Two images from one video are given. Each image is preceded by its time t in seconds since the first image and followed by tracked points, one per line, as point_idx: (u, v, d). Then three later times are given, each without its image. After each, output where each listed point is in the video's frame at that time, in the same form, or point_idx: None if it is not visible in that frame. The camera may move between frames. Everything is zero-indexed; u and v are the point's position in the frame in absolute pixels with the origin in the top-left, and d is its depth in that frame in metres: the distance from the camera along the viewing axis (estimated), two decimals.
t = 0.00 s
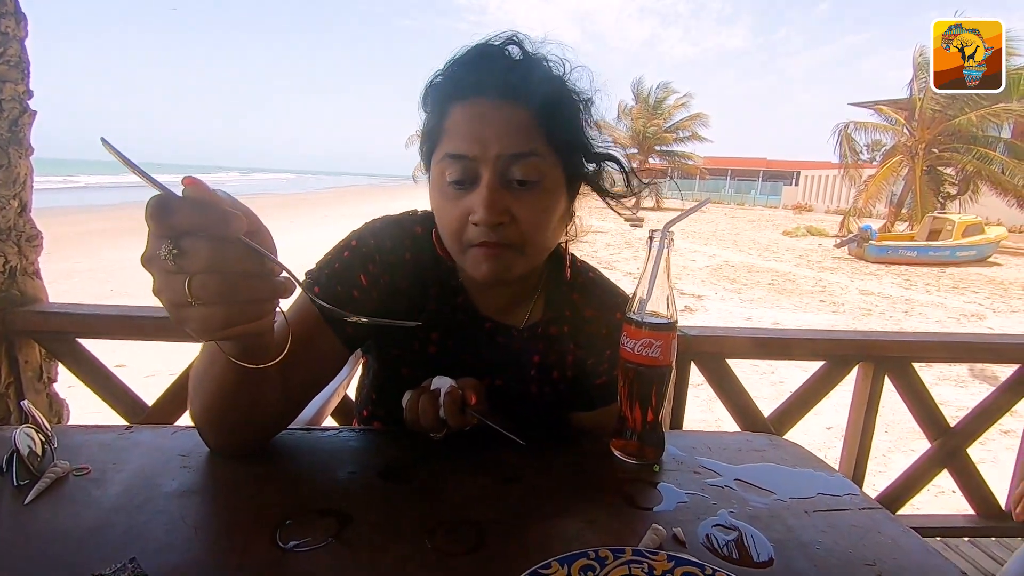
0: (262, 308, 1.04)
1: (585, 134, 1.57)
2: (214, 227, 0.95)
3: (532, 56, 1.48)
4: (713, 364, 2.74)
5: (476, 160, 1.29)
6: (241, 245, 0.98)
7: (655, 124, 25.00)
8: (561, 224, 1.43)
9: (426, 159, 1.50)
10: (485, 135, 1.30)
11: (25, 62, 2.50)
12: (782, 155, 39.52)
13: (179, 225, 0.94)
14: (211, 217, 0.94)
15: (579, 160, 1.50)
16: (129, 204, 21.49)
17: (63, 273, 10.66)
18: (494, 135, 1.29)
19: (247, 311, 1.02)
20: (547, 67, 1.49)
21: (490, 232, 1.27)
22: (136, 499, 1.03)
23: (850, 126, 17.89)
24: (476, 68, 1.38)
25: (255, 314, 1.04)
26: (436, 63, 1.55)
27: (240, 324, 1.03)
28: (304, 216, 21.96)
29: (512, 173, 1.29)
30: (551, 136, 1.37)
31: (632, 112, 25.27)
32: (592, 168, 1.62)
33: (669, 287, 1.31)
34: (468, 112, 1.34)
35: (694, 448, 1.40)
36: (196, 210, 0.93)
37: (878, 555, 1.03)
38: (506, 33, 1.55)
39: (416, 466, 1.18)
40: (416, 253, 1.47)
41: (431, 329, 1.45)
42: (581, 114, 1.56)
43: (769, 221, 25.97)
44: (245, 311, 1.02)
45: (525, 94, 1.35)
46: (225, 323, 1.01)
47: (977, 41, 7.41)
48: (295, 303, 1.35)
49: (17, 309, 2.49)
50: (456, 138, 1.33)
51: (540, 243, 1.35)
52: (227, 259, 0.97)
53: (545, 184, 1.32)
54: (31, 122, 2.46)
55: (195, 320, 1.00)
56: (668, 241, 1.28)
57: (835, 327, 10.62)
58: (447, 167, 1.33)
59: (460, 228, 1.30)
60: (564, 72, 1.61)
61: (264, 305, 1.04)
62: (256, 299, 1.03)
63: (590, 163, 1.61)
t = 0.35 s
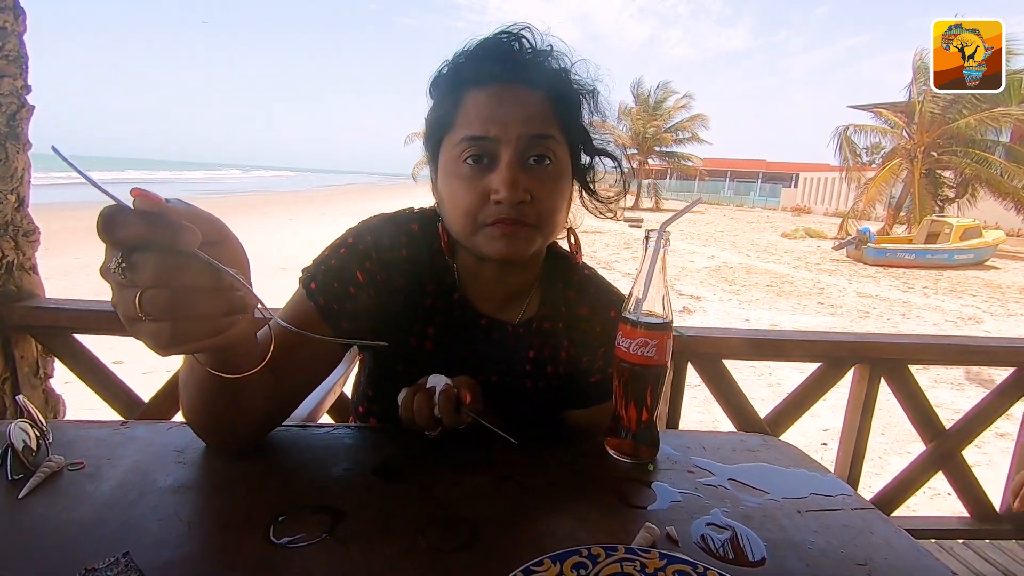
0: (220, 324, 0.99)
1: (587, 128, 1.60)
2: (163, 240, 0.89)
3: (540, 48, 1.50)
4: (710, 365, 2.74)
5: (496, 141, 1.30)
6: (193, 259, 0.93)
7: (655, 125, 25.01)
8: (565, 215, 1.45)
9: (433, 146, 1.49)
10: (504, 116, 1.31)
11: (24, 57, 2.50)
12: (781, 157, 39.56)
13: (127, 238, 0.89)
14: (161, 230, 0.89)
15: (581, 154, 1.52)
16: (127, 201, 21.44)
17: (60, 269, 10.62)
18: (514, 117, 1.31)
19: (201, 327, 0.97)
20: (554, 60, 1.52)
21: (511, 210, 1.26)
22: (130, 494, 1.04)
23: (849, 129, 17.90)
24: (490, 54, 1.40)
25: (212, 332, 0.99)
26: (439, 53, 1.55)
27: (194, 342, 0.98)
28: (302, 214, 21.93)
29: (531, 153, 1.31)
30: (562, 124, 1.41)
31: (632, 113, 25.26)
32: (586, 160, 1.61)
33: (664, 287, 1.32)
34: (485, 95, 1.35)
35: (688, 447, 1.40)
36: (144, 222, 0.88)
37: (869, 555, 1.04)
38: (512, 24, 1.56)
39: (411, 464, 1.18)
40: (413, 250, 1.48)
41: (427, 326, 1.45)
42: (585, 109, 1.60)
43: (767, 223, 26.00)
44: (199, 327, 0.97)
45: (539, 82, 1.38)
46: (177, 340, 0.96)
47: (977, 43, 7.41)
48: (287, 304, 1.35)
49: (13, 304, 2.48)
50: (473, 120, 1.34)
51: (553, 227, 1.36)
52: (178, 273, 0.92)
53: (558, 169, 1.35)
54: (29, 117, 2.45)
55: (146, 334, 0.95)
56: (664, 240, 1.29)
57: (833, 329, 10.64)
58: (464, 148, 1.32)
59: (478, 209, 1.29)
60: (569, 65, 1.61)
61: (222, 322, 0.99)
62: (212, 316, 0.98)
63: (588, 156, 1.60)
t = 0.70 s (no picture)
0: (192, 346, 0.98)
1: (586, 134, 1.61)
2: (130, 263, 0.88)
3: (540, 54, 1.51)
4: (709, 366, 2.75)
5: (493, 144, 1.31)
6: (162, 284, 0.92)
7: (657, 125, 24.97)
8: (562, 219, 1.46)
9: (433, 147, 1.51)
10: (502, 119, 1.32)
11: (29, 58, 2.52)
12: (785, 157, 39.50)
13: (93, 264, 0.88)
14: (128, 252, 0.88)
15: (578, 158, 1.53)
16: (131, 199, 21.51)
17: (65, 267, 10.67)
18: (511, 119, 1.32)
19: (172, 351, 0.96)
20: (554, 66, 1.53)
21: (506, 213, 1.27)
22: (131, 491, 1.05)
23: (853, 129, 17.85)
24: (490, 58, 1.41)
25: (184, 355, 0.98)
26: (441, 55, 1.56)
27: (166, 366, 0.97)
28: (306, 213, 21.96)
29: (527, 157, 1.32)
30: (559, 129, 1.41)
31: (635, 113, 25.26)
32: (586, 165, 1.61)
33: (660, 288, 1.33)
34: (484, 98, 1.36)
35: (684, 448, 1.41)
36: (110, 245, 0.87)
37: (860, 555, 1.05)
38: (515, 29, 1.57)
39: (408, 463, 1.19)
40: (411, 251, 1.49)
41: (425, 326, 1.47)
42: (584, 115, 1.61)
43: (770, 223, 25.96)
44: (170, 352, 0.96)
45: (538, 87, 1.39)
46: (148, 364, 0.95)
47: (978, 45, 7.36)
48: (287, 305, 1.35)
49: (17, 303, 2.49)
50: (471, 121, 1.35)
51: (549, 230, 1.37)
52: (145, 298, 0.91)
53: (555, 173, 1.35)
54: (34, 117, 2.48)
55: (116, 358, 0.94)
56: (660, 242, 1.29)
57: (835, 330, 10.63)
58: (462, 149, 1.33)
59: (474, 211, 1.30)
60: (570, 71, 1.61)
61: (192, 346, 0.98)
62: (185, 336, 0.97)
63: (587, 161, 1.61)
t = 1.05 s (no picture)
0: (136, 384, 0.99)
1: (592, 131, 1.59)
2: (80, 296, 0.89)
3: (545, 54, 1.49)
4: (714, 365, 2.75)
5: (484, 150, 1.30)
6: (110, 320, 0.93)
7: (662, 125, 24.93)
8: (562, 221, 1.45)
9: (435, 147, 1.52)
10: (494, 126, 1.31)
11: (37, 58, 2.54)
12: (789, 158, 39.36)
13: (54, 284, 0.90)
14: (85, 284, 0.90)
15: (584, 160, 1.52)
16: (137, 199, 21.61)
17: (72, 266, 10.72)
18: (504, 126, 1.31)
19: (111, 386, 0.97)
20: (559, 66, 1.50)
21: (495, 221, 1.29)
22: (139, 486, 1.06)
23: (857, 129, 17.77)
24: (489, 60, 1.40)
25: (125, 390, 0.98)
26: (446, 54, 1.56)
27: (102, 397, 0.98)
28: (310, 213, 22.02)
29: (519, 165, 1.30)
30: (557, 131, 1.39)
31: (639, 113, 25.24)
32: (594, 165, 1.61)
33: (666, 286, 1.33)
34: (478, 102, 1.35)
35: (690, 446, 1.41)
36: (69, 274, 0.88)
37: (867, 553, 1.04)
38: (521, 29, 1.57)
39: (414, 460, 1.20)
40: (417, 249, 1.49)
41: (431, 324, 1.47)
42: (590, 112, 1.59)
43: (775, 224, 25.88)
44: (104, 386, 0.97)
45: (535, 89, 1.37)
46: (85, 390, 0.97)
47: (982, 44, 7.30)
48: (295, 303, 1.35)
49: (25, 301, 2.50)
50: (465, 125, 1.35)
51: (544, 236, 1.37)
52: (89, 330, 0.92)
53: (550, 179, 1.34)
54: (42, 116, 2.49)
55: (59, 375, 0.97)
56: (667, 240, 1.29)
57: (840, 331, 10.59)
58: (455, 155, 1.34)
59: (464, 216, 1.32)
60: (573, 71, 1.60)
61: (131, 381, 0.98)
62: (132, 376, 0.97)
63: (594, 161, 1.60)
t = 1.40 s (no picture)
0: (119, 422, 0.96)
1: (601, 134, 1.58)
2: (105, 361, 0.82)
3: (559, 56, 1.49)
4: (718, 365, 2.74)
5: (492, 152, 1.30)
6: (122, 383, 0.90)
7: (666, 124, 24.88)
8: (568, 222, 1.45)
9: (444, 143, 1.52)
10: (503, 127, 1.30)
11: (44, 55, 2.55)
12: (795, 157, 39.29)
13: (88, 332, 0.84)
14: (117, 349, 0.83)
15: (592, 163, 1.52)
16: (143, 198, 21.69)
17: (78, 263, 10.77)
18: (512, 127, 1.30)
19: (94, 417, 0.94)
20: (572, 68, 1.49)
21: (498, 222, 1.29)
22: (146, 480, 1.07)
23: (863, 129, 17.71)
24: (501, 60, 1.39)
25: (103, 423, 0.95)
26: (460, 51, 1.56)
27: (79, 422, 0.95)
28: (315, 212, 22.06)
29: (526, 168, 1.30)
30: (566, 135, 1.38)
31: (644, 112, 25.17)
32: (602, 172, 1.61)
33: (670, 284, 1.33)
34: (488, 102, 1.35)
35: (694, 444, 1.41)
36: (106, 343, 0.81)
37: (870, 551, 1.04)
38: (536, 30, 1.57)
39: (418, 456, 1.20)
40: (421, 247, 1.49)
41: (435, 322, 1.47)
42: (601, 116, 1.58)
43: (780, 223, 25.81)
44: (86, 422, 0.94)
45: (546, 91, 1.36)
46: (66, 405, 0.94)
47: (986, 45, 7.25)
48: (300, 299, 1.36)
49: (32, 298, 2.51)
50: (474, 124, 1.35)
51: (547, 238, 1.37)
52: (100, 382, 0.90)
53: (556, 183, 1.33)
54: (49, 115, 2.50)
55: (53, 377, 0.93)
56: (671, 239, 1.29)
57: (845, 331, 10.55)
58: (462, 153, 1.34)
59: (468, 216, 1.33)
60: (586, 74, 1.60)
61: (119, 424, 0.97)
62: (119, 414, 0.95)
63: (602, 168, 1.61)
